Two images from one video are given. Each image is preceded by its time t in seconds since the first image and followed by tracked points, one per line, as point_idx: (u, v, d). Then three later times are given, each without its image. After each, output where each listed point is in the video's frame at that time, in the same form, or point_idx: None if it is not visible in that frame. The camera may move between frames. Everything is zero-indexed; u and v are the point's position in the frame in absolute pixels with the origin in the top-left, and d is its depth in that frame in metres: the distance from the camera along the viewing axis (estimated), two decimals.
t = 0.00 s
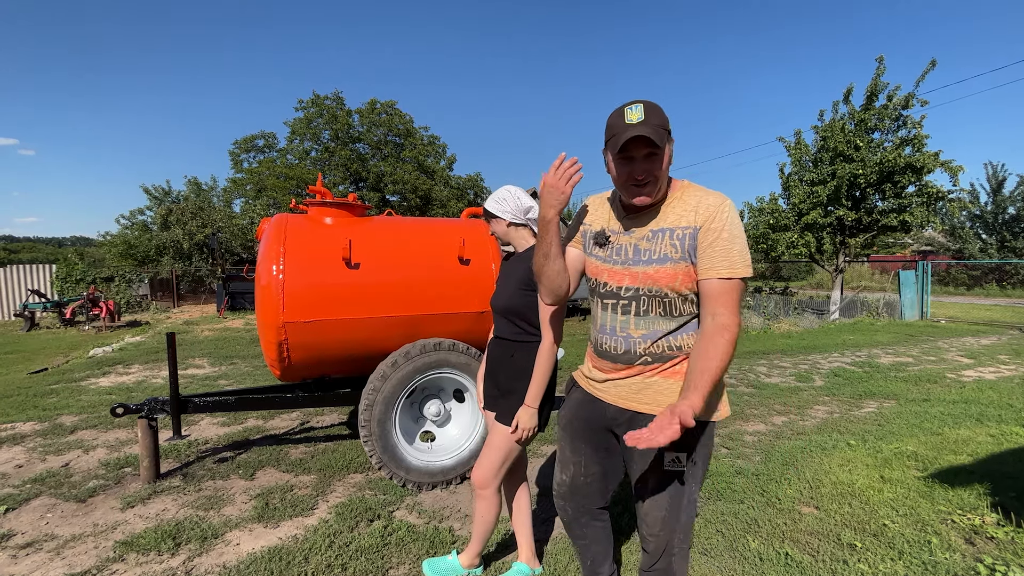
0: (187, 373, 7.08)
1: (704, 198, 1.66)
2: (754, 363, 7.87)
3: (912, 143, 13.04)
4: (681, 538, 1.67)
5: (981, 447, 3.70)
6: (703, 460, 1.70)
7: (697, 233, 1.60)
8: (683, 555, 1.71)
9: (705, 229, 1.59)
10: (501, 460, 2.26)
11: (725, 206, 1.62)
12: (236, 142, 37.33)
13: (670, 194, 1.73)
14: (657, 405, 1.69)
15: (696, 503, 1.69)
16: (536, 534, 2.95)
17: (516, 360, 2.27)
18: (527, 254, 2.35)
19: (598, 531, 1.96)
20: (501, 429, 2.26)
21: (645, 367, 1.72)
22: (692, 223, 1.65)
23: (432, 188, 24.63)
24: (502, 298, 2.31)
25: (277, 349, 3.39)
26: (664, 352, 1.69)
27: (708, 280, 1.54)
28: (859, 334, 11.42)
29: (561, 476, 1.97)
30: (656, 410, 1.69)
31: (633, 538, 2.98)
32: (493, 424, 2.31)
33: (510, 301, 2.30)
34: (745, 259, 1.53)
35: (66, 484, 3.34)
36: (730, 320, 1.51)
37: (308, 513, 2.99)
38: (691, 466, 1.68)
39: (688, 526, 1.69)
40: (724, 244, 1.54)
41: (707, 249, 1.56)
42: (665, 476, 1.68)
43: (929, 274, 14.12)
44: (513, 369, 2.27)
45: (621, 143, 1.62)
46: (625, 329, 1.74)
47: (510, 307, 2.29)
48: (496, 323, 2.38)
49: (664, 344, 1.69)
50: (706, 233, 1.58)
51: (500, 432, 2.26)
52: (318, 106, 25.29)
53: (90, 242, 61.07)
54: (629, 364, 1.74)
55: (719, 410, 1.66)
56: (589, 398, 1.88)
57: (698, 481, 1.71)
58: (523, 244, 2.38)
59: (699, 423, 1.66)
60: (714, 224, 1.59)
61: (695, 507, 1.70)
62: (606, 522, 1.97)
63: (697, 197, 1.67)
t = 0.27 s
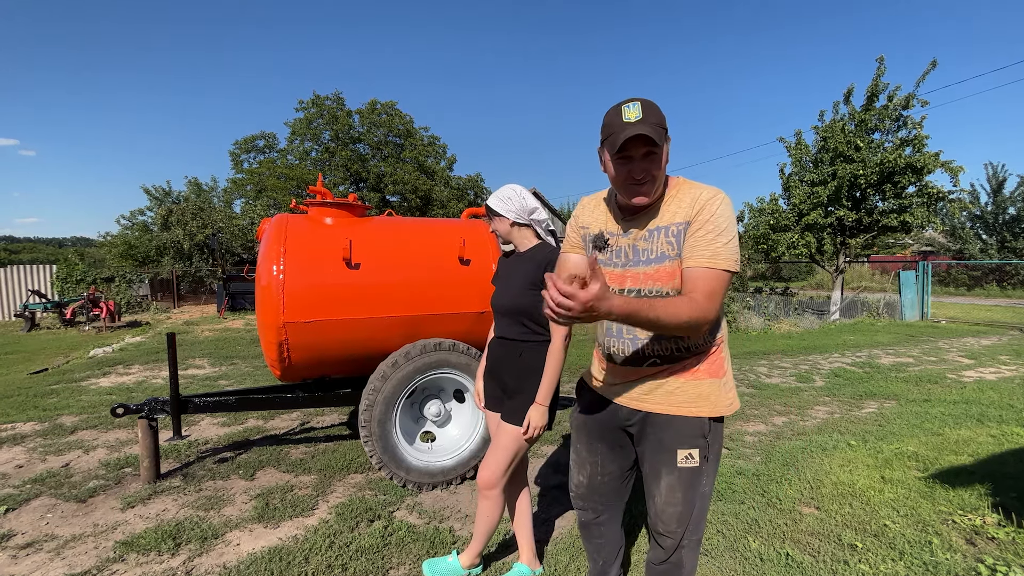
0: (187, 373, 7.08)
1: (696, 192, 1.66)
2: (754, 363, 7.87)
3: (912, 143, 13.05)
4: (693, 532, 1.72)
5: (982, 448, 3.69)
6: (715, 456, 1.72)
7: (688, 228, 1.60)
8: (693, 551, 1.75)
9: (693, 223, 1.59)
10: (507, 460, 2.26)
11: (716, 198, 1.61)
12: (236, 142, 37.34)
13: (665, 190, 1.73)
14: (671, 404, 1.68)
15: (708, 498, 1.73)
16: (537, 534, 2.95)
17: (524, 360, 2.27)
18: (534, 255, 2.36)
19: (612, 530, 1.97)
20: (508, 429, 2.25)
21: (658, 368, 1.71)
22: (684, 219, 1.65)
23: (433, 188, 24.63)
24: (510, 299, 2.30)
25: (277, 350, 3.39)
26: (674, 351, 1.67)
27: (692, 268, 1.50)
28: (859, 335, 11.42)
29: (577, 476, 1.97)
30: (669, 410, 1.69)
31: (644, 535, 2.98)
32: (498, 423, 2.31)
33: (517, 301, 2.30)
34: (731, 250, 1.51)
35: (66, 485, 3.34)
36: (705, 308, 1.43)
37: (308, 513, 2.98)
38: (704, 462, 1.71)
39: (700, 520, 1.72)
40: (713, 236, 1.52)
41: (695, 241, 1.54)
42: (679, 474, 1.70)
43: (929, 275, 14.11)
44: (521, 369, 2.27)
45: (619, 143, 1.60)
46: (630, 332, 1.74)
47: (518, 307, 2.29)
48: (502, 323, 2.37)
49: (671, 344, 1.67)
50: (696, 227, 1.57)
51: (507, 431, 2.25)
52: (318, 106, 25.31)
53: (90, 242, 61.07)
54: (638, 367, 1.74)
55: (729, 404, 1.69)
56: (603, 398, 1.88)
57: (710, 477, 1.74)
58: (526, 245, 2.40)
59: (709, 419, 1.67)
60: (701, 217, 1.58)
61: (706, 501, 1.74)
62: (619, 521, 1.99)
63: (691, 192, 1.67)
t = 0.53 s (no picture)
0: (187, 373, 7.08)
1: (695, 197, 1.65)
2: (754, 364, 7.86)
3: (912, 144, 13.04)
4: (695, 533, 1.71)
5: (982, 448, 3.69)
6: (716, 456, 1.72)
7: (690, 236, 1.59)
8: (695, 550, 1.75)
9: (696, 232, 1.58)
10: (511, 461, 2.26)
11: (715, 202, 1.61)
12: (237, 143, 37.35)
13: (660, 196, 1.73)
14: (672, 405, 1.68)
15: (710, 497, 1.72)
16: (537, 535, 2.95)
17: (528, 360, 2.27)
18: (536, 255, 2.37)
19: (614, 529, 1.98)
20: (510, 429, 2.24)
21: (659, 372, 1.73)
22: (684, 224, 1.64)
23: (433, 189, 24.63)
24: (515, 298, 2.30)
25: (277, 350, 3.39)
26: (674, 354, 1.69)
27: (702, 280, 1.53)
28: (860, 335, 11.41)
29: (580, 475, 1.97)
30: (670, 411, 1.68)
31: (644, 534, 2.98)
32: (500, 424, 2.31)
33: (520, 301, 2.30)
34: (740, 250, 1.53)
35: (66, 485, 3.33)
36: (719, 325, 1.49)
37: (308, 513, 2.98)
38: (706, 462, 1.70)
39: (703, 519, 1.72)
40: (717, 245, 1.53)
41: (700, 251, 1.55)
42: (681, 474, 1.69)
43: (930, 275, 14.10)
44: (525, 369, 2.26)
45: (607, 145, 1.62)
46: (631, 337, 1.74)
47: (522, 307, 2.29)
48: (504, 323, 2.37)
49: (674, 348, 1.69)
50: (698, 235, 1.57)
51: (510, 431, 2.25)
52: (319, 107, 25.31)
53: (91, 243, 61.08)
54: (637, 371, 1.76)
55: (730, 404, 1.68)
56: (604, 398, 1.89)
57: (712, 477, 1.73)
58: (527, 245, 2.41)
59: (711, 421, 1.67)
60: (702, 225, 1.58)
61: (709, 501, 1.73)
62: (623, 520, 1.99)
63: (689, 196, 1.65)
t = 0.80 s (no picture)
0: (187, 374, 7.07)
1: (701, 201, 1.61)
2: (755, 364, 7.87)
3: (913, 144, 13.04)
4: (680, 534, 1.71)
5: (982, 449, 3.68)
6: (701, 459, 1.72)
7: (692, 242, 1.56)
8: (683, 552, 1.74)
9: (700, 240, 1.55)
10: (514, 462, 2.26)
11: (724, 210, 1.57)
12: (237, 143, 37.35)
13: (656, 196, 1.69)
14: (654, 408, 1.70)
15: (696, 500, 1.72)
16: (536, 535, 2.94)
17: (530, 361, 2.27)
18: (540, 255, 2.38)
19: (607, 527, 1.97)
20: (512, 428, 2.24)
21: (641, 371, 1.72)
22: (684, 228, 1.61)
23: (433, 189, 24.65)
24: (517, 299, 2.30)
25: (277, 351, 3.39)
26: (657, 356, 1.69)
27: (722, 289, 1.51)
28: (860, 336, 11.41)
29: (573, 470, 2.00)
30: (652, 411, 1.71)
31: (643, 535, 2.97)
32: (502, 424, 2.30)
33: (523, 300, 2.31)
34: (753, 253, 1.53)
35: (66, 485, 3.33)
36: (755, 327, 1.52)
37: (308, 514, 2.98)
38: (688, 465, 1.70)
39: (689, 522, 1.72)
40: (726, 252, 1.50)
41: (707, 257, 1.52)
42: (662, 475, 1.71)
43: (930, 276, 14.10)
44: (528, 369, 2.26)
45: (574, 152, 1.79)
46: (618, 332, 1.75)
47: (524, 308, 2.29)
48: (505, 323, 2.35)
49: (658, 349, 1.68)
50: (703, 242, 1.54)
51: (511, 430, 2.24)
52: (319, 107, 25.32)
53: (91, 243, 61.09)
54: (621, 365, 1.77)
55: (714, 410, 1.67)
56: (596, 395, 1.91)
57: (697, 481, 1.73)
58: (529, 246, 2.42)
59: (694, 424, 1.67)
60: (710, 233, 1.54)
61: (694, 503, 1.73)
62: (616, 518, 1.99)
63: (692, 200, 1.62)
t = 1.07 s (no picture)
0: (187, 374, 7.07)
1: (698, 204, 1.60)
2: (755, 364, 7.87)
3: (913, 145, 13.04)
4: (653, 539, 1.70)
5: (983, 450, 3.68)
6: (676, 466, 1.69)
7: (683, 245, 1.56)
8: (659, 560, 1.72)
9: (688, 242, 1.55)
10: (515, 464, 2.25)
11: (717, 213, 1.55)
12: (237, 144, 37.35)
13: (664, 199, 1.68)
14: (629, 407, 1.73)
15: (668, 508, 1.69)
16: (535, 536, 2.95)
17: (532, 362, 2.27)
18: (539, 255, 2.38)
19: (601, 525, 1.98)
20: (513, 428, 2.24)
21: (620, 366, 1.76)
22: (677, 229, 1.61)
23: (433, 190, 24.66)
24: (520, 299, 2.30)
25: (277, 351, 3.39)
26: (636, 354, 1.71)
27: (710, 295, 1.48)
28: (861, 336, 11.40)
29: (563, 461, 2.05)
30: (626, 410, 1.73)
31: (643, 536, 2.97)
32: (504, 425, 2.30)
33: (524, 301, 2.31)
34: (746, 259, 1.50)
35: (66, 486, 3.33)
36: (744, 334, 1.47)
37: (308, 515, 2.98)
38: (658, 470, 1.69)
39: (662, 529, 1.69)
40: (710, 256, 1.49)
41: (691, 259, 1.53)
42: (631, 477, 1.72)
43: (930, 276, 14.10)
44: (530, 369, 2.26)
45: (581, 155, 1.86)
46: (605, 326, 1.80)
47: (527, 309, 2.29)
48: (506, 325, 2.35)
49: (639, 348, 1.69)
50: (690, 245, 1.54)
51: (513, 430, 2.24)
52: (319, 108, 25.34)
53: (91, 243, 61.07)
54: (604, 359, 1.82)
55: (691, 420, 1.64)
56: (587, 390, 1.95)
57: (671, 488, 1.70)
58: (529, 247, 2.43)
59: (666, 429, 1.66)
60: (699, 236, 1.53)
61: (667, 511, 1.70)
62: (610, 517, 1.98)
63: (689, 202, 1.61)
